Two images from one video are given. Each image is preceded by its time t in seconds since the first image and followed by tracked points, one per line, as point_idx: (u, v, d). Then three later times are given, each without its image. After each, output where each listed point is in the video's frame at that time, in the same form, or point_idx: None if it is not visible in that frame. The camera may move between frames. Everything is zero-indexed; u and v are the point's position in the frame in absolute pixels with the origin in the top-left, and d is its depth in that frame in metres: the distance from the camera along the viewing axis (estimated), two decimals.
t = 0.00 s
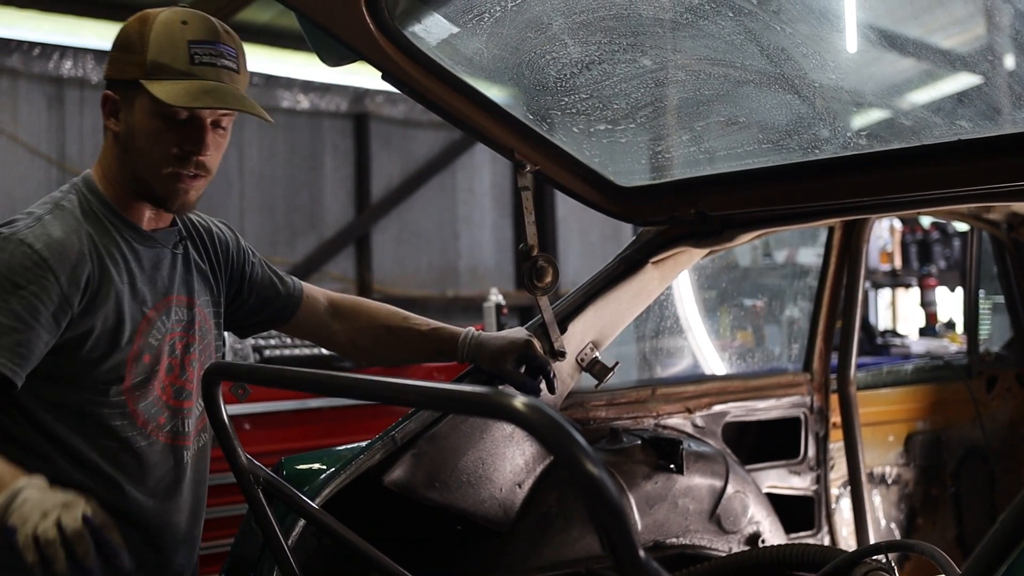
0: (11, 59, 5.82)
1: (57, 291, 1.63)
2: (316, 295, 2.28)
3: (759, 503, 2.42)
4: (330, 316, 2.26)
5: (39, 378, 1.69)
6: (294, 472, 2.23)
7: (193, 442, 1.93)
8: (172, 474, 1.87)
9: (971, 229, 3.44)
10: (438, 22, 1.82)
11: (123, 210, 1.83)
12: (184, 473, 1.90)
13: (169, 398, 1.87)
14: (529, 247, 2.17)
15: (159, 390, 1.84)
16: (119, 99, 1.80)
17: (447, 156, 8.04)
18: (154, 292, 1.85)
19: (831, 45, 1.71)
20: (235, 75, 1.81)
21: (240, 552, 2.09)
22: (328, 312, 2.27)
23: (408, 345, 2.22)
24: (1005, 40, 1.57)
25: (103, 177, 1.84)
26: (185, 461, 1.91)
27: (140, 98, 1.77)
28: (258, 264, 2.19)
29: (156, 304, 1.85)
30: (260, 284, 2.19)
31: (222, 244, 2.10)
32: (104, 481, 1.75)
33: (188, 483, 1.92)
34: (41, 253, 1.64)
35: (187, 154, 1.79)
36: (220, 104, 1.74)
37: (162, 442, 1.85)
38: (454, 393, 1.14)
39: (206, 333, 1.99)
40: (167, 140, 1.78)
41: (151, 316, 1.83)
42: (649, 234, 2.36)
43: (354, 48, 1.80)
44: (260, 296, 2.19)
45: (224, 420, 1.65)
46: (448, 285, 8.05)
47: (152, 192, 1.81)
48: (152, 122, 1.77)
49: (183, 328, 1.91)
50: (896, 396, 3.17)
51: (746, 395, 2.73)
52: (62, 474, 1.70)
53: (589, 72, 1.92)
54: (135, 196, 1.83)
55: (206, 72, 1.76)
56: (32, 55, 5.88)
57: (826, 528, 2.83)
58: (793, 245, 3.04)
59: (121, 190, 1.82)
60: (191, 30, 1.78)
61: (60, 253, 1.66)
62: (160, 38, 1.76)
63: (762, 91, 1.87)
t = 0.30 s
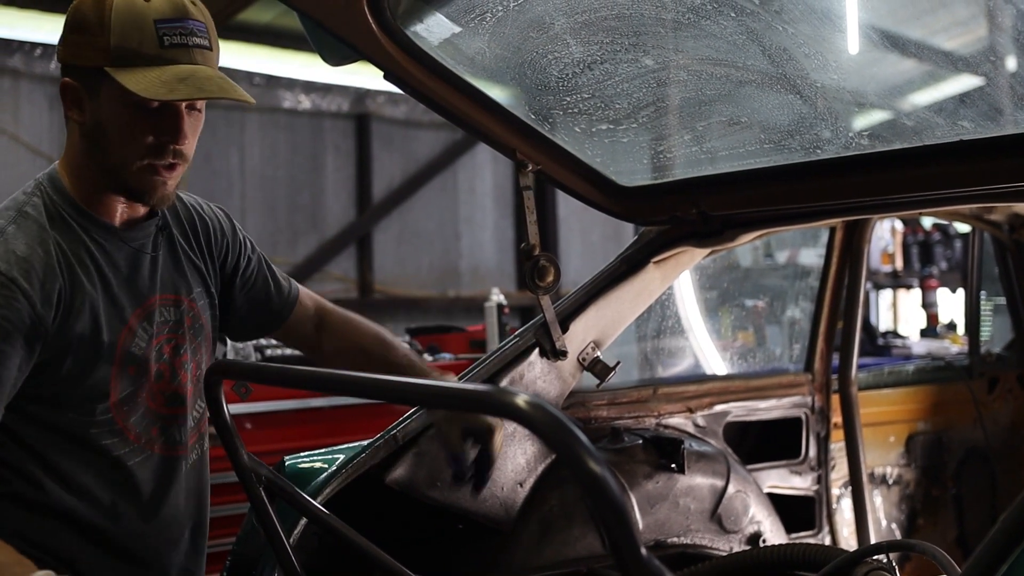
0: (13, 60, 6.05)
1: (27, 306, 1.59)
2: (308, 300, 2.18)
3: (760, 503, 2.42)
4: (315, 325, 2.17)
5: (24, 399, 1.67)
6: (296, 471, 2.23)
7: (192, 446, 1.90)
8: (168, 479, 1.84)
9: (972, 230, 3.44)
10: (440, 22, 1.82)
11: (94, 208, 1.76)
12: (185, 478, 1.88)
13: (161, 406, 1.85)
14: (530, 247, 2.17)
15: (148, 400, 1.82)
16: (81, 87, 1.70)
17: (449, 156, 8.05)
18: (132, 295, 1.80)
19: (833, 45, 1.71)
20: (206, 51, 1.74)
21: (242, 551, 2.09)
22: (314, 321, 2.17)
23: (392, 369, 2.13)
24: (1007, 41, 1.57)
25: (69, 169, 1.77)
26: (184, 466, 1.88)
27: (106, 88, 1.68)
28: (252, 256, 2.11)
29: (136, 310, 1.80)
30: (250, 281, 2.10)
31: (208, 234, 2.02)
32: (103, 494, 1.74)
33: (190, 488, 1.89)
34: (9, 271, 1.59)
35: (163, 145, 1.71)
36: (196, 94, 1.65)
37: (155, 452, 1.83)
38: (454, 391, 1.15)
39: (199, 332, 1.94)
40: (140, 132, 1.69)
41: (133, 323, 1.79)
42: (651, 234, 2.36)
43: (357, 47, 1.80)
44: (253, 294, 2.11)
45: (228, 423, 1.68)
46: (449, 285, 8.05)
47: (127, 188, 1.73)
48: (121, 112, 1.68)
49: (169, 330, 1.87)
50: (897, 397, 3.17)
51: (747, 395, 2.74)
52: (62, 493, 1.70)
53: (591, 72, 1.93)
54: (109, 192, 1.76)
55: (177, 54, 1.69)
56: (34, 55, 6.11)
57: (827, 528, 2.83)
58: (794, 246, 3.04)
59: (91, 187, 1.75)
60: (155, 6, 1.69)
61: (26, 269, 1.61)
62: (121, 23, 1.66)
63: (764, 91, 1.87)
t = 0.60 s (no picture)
0: (19, 60, 6.09)
1: (14, 303, 1.37)
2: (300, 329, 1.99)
3: (766, 503, 2.42)
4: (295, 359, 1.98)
5: None
6: (302, 470, 2.22)
7: (173, 472, 1.62)
8: (151, 509, 1.58)
9: (978, 230, 3.44)
10: (446, 21, 1.82)
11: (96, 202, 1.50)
12: (181, 508, 1.65)
13: (139, 422, 1.56)
14: (537, 246, 2.17)
15: (124, 412, 1.54)
16: (98, 71, 1.46)
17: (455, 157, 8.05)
18: (117, 297, 1.52)
19: (840, 45, 1.71)
20: (237, 46, 1.51)
21: (248, 549, 2.09)
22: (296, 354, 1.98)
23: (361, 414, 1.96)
24: (1015, 40, 1.58)
25: (81, 162, 1.52)
26: (165, 494, 1.61)
27: (128, 75, 1.44)
28: (265, 277, 1.71)
29: (123, 314, 1.53)
30: (250, 303, 1.69)
31: (220, 243, 1.66)
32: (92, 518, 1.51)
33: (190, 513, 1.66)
34: None
35: (185, 135, 1.44)
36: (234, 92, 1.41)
37: (127, 474, 1.55)
38: (463, 388, 1.15)
39: (194, 348, 1.63)
40: (159, 119, 1.43)
41: (117, 328, 1.52)
42: (657, 233, 2.36)
43: (363, 47, 1.80)
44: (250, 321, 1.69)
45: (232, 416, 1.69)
46: (455, 285, 8.04)
47: (137, 175, 1.47)
48: (142, 100, 1.43)
49: (157, 343, 1.58)
50: (903, 397, 3.17)
51: (753, 395, 2.73)
52: (42, 512, 1.48)
53: (598, 71, 1.93)
54: (115, 179, 1.49)
55: (207, 45, 1.46)
56: (40, 56, 6.14)
57: (833, 528, 2.83)
58: (800, 246, 3.03)
59: (100, 175, 1.49)
60: None
61: (8, 255, 1.37)
62: (152, 6, 1.44)
63: (770, 91, 1.87)
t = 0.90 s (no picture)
0: (26, 41, 6.13)
1: (20, 267, 1.37)
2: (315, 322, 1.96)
3: (773, 481, 2.42)
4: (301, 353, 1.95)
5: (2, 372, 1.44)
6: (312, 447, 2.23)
7: (178, 450, 1.63)
8: (154, 481, 1.59)
9: (987, 211, 3.44)
10: None
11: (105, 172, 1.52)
12: (184, 485, 1.65)
13: (142, 397, 1.57)
14: (545, 224, 2.17)
15: (131, 388, 1.55)
16: (103, 32, 1.47)
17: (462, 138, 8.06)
18: (125, 268, 1.53)
19: (849, 23, 1.71)
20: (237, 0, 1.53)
21: (257, 523, 2.10)
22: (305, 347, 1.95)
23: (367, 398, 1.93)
24: None
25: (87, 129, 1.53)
26: (168, 472, 1.61)
27: (130, 31, 1.44)
28: (278, 268, 1.72)
29: (130, 286, 1.53)
30: (263, 294, 1.70)
31: (234, 229, 1.66)
32: (95, 487, 1.52)
33: (195, 490, 1.67)
34: None
35: (187, 93, 1.44)
36: (226, 30, 1.41)
37: (131, 450, 1.56)
38: (473, 364, 1.15)
39: (200, 326, 1.64)
40: (159, 78, 1.44)
41: (123, 299, 1.52)
42: (665, 212, 2.36)
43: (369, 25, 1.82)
44: (261, 311, 1.71)
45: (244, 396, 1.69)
46: (462, 267, 8.04)
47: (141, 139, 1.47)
48: (144, 56, 1.44)
49: (163, 317, 1.59)
50: (911, 376, 3.16)
51: (761, 373, 2.73)
52: (44, 476, 1.49)
53: (605, 49, 1.92)
54: (122, 145, 1.50)
55: None
56: (47, 38, 6.19)
57: (840, 507, 2.84)
58: (808, 227, 3.03)
59: (106, 142, 1.50)
60: None
61: (17, 217, 1.38)
62: None
63: (779, 69, 1.87)
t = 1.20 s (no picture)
0: None
1: (31, 215, 1.37)
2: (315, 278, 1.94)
3: (786, 434, 2.43)
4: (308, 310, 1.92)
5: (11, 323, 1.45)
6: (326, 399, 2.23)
7: (187, 404, 1.63)
8: (165, 432, 1.60)
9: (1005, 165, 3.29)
10: None
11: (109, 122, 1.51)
12: (194, 438, 1.65)
13: (152, 349, 1.57)
14: (558, 175, 2.17)
15: (142, 340, 1.55)
16: None
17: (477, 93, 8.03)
18: (134, 219, 1.53)
19: None
20: None
21: (273, 475, 2.11)
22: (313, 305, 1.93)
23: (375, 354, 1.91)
24: None
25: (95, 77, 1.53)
26: (178, 424, 1.62)
27: None
28: (287, 223, 1.74)
29: (140, 238, 1.53)
30: (274, 253, 1.72)
31: (245, 182, 1.67)
32: (106, 438, 1.53)
33: (204, 443, 1.68)
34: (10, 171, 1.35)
35: (189, 33, 1.46)
36: None
37: (142, 402, 1.56)
38: (487, 313, 1.15)
39: (210, 280, 1.64)
40: (162, 19, 1.45)
41: (133, 251, 1.52)
42: (679, 165, 2.35)
43: None
44: (274, 268, 1.72)
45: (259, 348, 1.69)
46: (476, 222, 8.03)
47: (147, 86, 1.48)
48: None
49: (173, 270, 1.59)
50: (925, 331, 3.16)
51: (775, 327, 2.73)
52: (54, 427, 1.49)
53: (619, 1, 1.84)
54: (131, 94, 1.50)
55: None
56: None
57: (853, 460, 2.84)
58: (823, 181, 3.01)
59: (113, 91, 1.51)
60: None
61: (29, 165, 1.38)
62: None
63: (796, 23, 1.82)
